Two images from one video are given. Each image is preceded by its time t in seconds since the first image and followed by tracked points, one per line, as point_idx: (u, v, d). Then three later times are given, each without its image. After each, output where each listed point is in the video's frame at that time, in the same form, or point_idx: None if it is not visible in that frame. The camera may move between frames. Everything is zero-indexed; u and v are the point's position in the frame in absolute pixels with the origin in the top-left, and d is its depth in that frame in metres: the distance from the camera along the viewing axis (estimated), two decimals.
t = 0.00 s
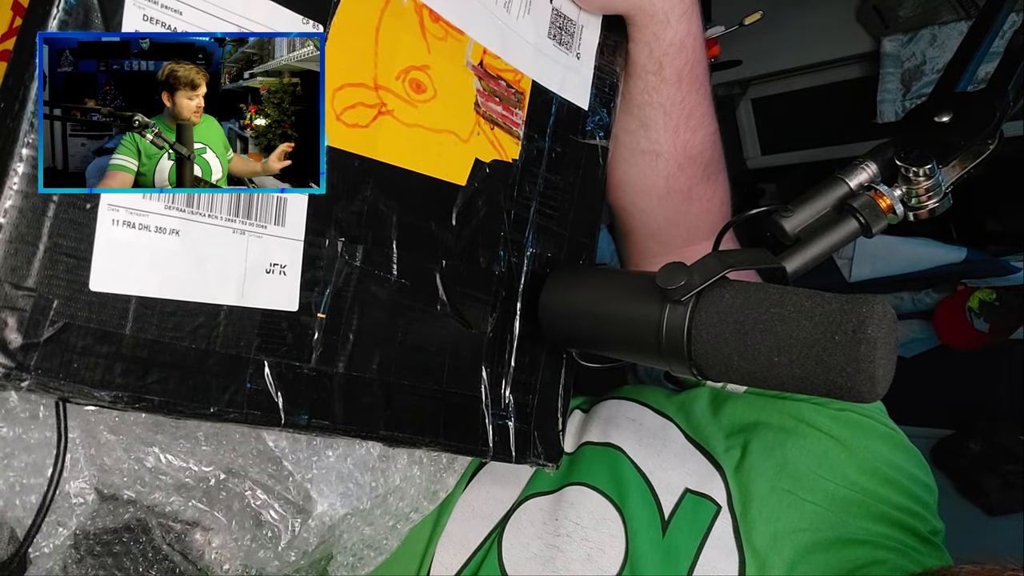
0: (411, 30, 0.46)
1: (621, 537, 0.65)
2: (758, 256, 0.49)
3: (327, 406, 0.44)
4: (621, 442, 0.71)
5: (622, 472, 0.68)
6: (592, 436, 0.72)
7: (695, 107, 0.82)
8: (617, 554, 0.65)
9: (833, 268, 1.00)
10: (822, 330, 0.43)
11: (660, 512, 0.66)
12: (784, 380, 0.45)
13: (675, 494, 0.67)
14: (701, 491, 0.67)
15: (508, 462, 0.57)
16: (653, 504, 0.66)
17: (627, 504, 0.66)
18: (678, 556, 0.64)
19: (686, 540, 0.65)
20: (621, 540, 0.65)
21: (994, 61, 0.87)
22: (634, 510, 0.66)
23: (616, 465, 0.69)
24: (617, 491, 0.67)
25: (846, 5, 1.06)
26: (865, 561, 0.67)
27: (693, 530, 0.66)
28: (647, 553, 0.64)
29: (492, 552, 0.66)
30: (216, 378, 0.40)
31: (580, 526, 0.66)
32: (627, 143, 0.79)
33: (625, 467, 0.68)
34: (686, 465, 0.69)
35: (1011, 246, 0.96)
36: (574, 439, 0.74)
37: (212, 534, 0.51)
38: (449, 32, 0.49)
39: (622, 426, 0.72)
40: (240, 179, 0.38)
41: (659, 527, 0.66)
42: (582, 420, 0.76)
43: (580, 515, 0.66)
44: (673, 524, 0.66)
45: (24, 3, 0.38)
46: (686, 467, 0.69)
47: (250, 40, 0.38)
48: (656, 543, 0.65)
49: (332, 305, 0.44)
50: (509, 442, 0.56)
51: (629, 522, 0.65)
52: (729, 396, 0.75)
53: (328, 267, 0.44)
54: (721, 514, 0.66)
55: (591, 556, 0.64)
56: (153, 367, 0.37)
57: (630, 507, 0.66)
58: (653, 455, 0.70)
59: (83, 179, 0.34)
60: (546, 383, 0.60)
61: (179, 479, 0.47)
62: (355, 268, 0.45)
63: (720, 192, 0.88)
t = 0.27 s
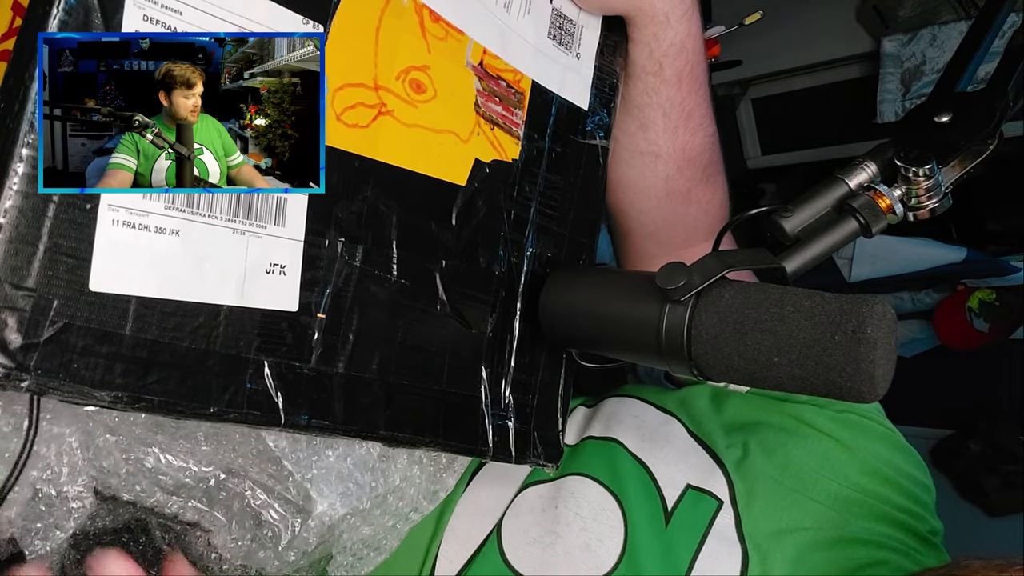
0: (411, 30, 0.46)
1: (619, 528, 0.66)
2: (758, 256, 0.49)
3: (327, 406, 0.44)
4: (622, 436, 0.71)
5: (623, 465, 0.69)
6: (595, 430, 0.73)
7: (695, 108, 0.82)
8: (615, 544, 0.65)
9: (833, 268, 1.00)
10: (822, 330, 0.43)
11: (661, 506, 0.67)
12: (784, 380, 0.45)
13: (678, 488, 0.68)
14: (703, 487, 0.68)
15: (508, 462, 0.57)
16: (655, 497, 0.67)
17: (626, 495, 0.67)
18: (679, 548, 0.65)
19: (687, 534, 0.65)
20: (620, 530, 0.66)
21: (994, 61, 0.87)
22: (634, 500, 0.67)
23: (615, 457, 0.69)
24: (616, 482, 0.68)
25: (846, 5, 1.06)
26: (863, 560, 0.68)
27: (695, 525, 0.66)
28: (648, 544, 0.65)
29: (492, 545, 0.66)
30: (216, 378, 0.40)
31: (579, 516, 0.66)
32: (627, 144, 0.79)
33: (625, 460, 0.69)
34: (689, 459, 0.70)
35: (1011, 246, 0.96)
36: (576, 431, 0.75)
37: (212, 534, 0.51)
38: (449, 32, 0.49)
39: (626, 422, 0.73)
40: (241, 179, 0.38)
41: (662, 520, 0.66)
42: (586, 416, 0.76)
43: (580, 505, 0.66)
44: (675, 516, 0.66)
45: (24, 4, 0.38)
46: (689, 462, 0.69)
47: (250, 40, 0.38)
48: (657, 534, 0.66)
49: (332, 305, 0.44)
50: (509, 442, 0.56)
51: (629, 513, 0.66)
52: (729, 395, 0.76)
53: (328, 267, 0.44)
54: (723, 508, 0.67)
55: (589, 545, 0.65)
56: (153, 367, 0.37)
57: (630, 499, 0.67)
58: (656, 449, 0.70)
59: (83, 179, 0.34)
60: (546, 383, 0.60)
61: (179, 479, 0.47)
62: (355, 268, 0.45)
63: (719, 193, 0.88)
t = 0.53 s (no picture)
0: (411, 30, 0.46)
1: (624, 508, 0.66)
2: (758, 256, 0.49)
3: (327, 406, 0.44)
4: (627, 423, 0.72)
5: (627, 450, 0.69)
6: (597, 417, 0.74)
7: (696, 107, 0.81)
8: (619, 524, 0.66)
9: (833, 268, 1.00)
10: (822, 330, 0.43)
11: (666, 488, 0.67)
12: (784, 380, 0.45)
13: (681, 473, 0.68)
14: (707, 471, 0.68)
15: (508, 462, 0.57)
16: (659, 478, 0.67)
17: (630, 478, 0.68)
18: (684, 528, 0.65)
19: (691, 515, 0.66)
20: (624, 511, 0.66)
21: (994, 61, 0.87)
22: (639, 481, 0.67)
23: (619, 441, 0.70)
24: (620, 466, 0.68)
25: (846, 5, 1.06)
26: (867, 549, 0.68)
27: (699, 506, 0.66)
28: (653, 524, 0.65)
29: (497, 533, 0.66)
30: (216, 377, 0.40)
31: (584, 496, 0.67)
32: (627, 144, 0.79)
33: (629, 445, 0.70)
34: (691, 447, 0.70)
35: (1011, 246, 0.96)
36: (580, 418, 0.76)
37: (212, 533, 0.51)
38: (449, 32, 0.49)
39: (629, 412, 0.73)
40: (241, 180, 0.38)
41: (667, 500, 0.67)
42: (591, 404, 0.77)
43: (584, 487, 0.68)
44: (680, 500, 0.67)
45: (25, 4, 0.38)
46: (691, 450, 0.70)
47: (250, 40, 0.38)
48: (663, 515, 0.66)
49: (332, 305, 0.44)
50: (509, 442, 0.56)
51: (633, 494, 0.67)
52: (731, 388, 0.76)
53: (328, 267, 0.43)
54: (726, 492, 0.67)
55: (594, 524, 0.66)
56: (153, 367, 0.37)
57: (634, 481, 0.67)
58: (658, 438, 0.70)
59: (83, 179, 0.34)
60: (547, 383, 0.60)
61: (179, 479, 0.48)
62: (356, 268, 0.45)
63: (721, 191, 0.88)
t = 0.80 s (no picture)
0: (411, 30, 0.46)
1: (629, 519, 0.66)
2: (758, 256, 0.49)
3: (327, 406, 0.44)
4: (626, 428, 0.72)
5: (628, 457, 0.69)
6: (596, 423, 0.74)
7: (693, 106, 0.81)
8: (625, 534, 0.66)
9: (833, 268, 1.00)
10: (822, 330, 0.43)
11: (665, 492, 0.68)
12: (784, 380, 0.45)
13: (680, 476, 0.68)
14: (706, 472, 0.68)
15: (508, 462, 0.57)
16: (659, 482, 0.68)
17: (634, 489, 0.67)
18: (686, 534, 0.66)
19: (693, 519, 0.66)
20: (630, 519, 0.66)
21: (994, 61, 0.87)
22: (642, 490, 0.67)
23: (622, 451, 0.70)
24: (623, 477, 0.68)
25: (846, 5, 1.06)
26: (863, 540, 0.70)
27: (701, 509, 0.67)
28: (659, 534, 0.65)
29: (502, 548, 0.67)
30: (216, 377, 0.40)
31: (588, 508, 0.67)
32: (625, 143, 0.79)
33: (630, 452, 0.69)
34: (688, 448, 0.71)
35: (1011, 246, 0.96)
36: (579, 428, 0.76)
37: (213, 533, 0.52)
38: (449, 32, 0.49)
39: (627, 414, 0.73)
40: (241, 180, 0.38)
41: (666, 506, 0.67)
42: (584, 413, 0.77)
43: (587, 498, 0.67)
44: (679, 505, 0.67)
45: (25, 4, 0.38)
46: (689, 450, 0.70)
47: (250, 40, 0.38)
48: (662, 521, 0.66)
49: (332, 305, 0.44)
50: (509, 443, 0.56)
51: (637, 505, 0.66)
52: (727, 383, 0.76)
53: (328, 267, 0.43)
54: (726, 493, 0.67)
55: (600, 537, 0.66)
56: (153, 367, 0.37)
57: (637, 490, 0.67)
58: (657, 440, 0.71)
59: (83, 179, 0.34)
60: (547, 383, 0.60)
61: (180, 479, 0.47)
62: (356, 268, 0.45)
63: (715, 190, 0.89)
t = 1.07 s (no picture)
0: (411, 30, 0.46)
1: (638, 535, 0.66)
2: (758, 257, 0.49)
3: (327, 406, 0.44)
4: (631, 438, 0.71)
5: (635, 472, 0.69)
6: (601, 432, 0.73)
7: (692, 107, 0.81)
8: (635, 551, 0.66)
9: (833, 267, 1.00)
10: (822, 331, 0.43)
11: (672, 506, 0.67)
12: (783, 380, 0.45)
13: (686, 489, 0.68)
14: (711, 484, 0.69)
15: (508, 462, 0.57)
16: (665, 496, 0.68)
17: (643, 505, 0.67)
18: (694, 548, 0.66)
19: (700, 534, 0.66)
20: (639, 536, 0.66)
21: (994, 61, 0.87)
22: (650, 507, 0.67)
23: (629, 464, 0.69)
24: (631, 492, 0.68)
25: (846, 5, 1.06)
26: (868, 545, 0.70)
27: (707, 523, 0.67)
28: (668, 551, 0.65)
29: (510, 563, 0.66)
30: (216, 378, 0.40)
31: (596, 526, 0.67)
32: (625, 143, 0.79)
33: (636, 465, 0.69)
34: (693, 457, 0.70)
35: (1011, 246, 0.96)
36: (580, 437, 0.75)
37: (212, 533, 0.52)
38: (449, 32, 0.49)
39: (630, 422, 0.73)
40: (241, 180, 0.38)
41: (673, 522, 0.67)
42: (587, 418, 0.77)
43: (594, 515, 0.67)
44: (686, 518, 0.67)
45: (24, 4, 0.38)
46: (695, 459, 0.70)
47: (250, 40, 0.38)
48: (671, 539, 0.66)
49: (332, 305, 0.44)
50: (509, 443, 0.56)
51: (646, 520, 0.66)
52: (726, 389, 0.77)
53: (328, 267, 0.43)
54: (732, 506, 0.68)
55: (611, 555, 0.66)
56: (154, 367, 0.37)
57: (646, 507, 0.67)
58: (662, 448, 0.71)
59: (83, 179, 0.34)
60: (547, 383, 0.60)
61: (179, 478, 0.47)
62: (356, 268, 0.45)
63: (715, 192, 0.89)
